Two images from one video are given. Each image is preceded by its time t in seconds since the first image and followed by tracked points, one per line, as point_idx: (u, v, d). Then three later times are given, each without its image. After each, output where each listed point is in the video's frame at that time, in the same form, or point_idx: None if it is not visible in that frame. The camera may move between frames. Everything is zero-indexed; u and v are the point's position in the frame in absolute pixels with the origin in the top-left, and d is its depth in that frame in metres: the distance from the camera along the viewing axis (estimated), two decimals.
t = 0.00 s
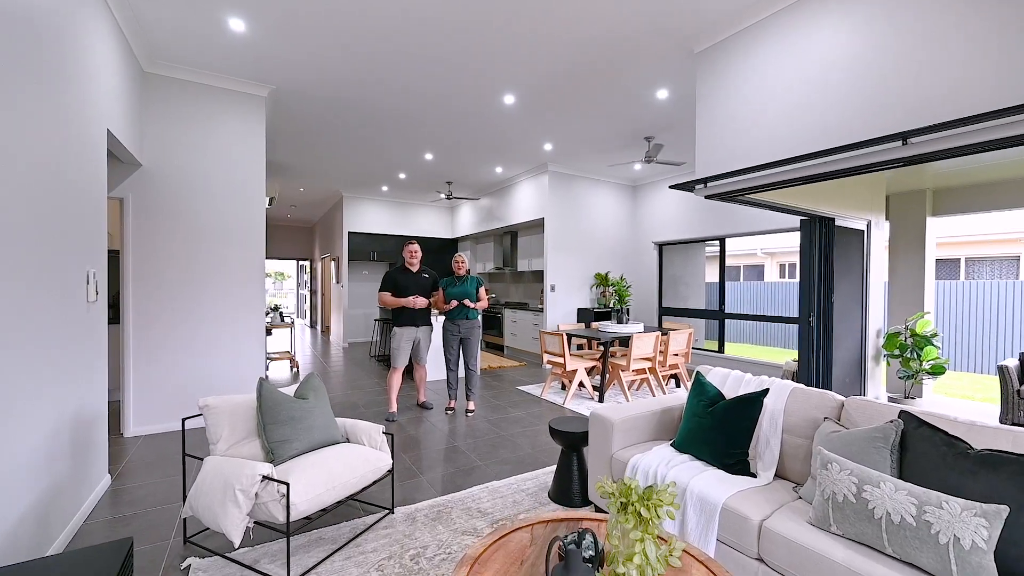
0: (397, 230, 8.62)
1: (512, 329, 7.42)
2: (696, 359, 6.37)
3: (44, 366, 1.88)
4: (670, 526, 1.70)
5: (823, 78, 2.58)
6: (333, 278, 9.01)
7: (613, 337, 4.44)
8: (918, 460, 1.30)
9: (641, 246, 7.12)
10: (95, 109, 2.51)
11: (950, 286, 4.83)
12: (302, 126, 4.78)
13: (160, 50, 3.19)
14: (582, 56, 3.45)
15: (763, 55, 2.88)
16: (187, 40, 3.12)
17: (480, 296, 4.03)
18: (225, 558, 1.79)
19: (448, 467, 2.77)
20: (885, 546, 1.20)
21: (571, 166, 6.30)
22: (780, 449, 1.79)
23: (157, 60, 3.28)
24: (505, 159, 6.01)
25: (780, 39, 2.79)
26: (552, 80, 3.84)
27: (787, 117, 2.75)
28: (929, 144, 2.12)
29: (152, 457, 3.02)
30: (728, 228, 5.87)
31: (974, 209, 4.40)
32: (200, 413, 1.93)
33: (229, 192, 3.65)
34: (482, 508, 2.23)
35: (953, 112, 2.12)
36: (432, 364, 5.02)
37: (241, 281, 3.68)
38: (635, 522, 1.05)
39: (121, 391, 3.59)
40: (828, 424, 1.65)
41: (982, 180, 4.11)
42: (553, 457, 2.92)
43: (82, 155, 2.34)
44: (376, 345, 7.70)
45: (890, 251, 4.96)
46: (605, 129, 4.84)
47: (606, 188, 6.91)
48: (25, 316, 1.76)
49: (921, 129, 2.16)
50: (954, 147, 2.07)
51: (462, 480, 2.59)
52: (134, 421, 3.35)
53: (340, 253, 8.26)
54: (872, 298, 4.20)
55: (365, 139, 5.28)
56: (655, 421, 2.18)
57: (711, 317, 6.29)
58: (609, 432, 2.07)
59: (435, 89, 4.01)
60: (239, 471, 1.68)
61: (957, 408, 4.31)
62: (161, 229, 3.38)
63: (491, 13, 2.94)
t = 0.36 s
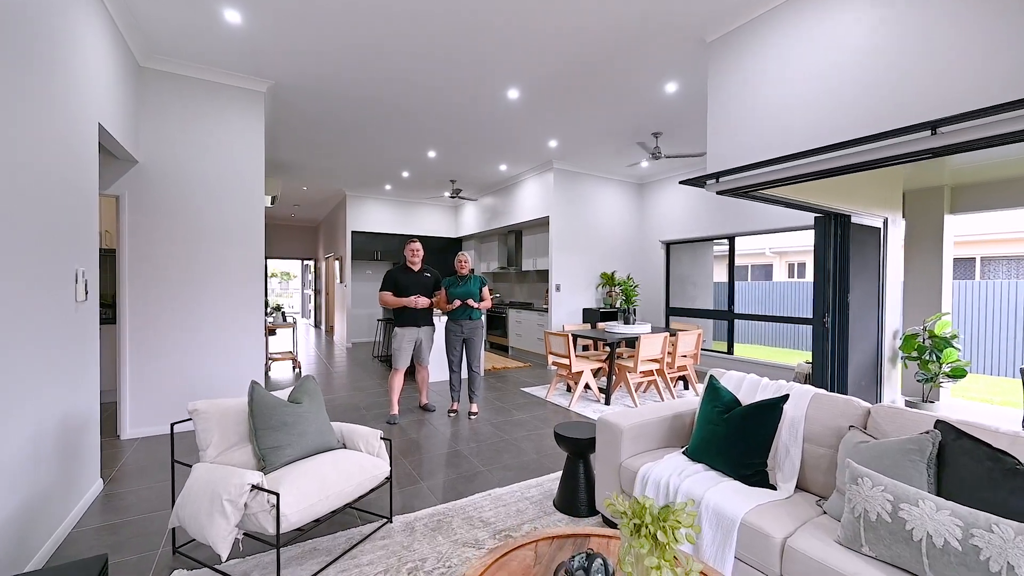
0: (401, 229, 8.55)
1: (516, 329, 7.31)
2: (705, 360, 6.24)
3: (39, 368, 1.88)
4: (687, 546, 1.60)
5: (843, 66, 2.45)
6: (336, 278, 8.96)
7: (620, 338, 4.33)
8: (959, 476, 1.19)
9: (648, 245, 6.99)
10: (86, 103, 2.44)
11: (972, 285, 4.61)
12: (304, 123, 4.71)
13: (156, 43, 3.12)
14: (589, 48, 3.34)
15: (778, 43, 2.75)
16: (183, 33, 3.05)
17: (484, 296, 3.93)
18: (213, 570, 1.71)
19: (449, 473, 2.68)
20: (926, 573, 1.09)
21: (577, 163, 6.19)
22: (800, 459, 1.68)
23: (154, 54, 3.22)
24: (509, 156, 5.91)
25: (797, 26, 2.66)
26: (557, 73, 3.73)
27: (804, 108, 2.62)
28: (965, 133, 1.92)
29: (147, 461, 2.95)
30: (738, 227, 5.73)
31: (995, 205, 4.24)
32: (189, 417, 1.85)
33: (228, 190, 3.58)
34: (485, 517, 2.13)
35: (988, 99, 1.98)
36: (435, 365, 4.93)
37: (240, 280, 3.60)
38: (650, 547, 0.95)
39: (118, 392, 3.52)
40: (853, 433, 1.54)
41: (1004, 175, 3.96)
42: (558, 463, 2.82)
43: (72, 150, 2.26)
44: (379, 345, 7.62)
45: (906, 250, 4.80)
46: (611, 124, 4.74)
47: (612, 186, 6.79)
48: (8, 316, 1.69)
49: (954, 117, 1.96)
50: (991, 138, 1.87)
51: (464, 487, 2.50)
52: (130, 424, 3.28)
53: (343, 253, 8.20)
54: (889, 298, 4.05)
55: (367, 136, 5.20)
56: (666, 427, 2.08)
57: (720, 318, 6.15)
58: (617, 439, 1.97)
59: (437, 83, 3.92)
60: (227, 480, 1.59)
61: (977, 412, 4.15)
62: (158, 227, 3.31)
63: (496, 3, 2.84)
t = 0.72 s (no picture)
0: (404, 228, 8.47)
1: (522, 330, 7.19)
2: (715, 362, 6.08)
3: (41, 367, 1.95)
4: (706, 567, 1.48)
5: (866, 52, 2.30)
6: (340, 277, 8.88)
7: (628, 339, 4.21)
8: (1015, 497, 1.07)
9: (656, 244, 6.86)
10: (76, 94, 2.35)
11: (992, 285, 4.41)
12: (304, 119, 4.63)
13: (151, 35, 3.03)
14: (596, 39, 3.22)
15: (796, 30, 2.62)
16: (178, 25, 2.96)
17: (488, 297, 3.83)
18: None
19: (451, 480, 2.57)
20: None
21: (583, 160, 6.07)
22: (828, 472, 1.56)
23: (150, 47, 3.14)
24: (514, 153, 5.80)
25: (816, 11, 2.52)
26: (563, 65, 3.61)
27: (824, 97, 2.47)
28: (1006, 120, 1.78)
29: (142, 465, 2.86)
30: (749, 226, 5.59)
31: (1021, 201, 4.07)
32: (177, 423, 1.76)
33: (227, 187, 3.49)
34: (488, 529, 2.02)
35: None
36: (438, 366, 4.84)
37: (239, 280, 3.51)
38: None
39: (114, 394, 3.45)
40: (887, 445, 1.42)
41: None
42: (565, 470, 2.70)
43: (61, 143, 2.18)
44: (383, 346, 7.54)
45: (926, 248, 4.63)
46: (618, 118, 4.62)
47: (619, 184, 6.66)
48: None
49: (994, 104, 1.83)
50: None
51: (466, 496, 2.39)
52: (127, 427, 3.20)
53: (347, 252, 8.13)
54: (910, 298, 3.90)
55: (369, 133, 5.11)
56: (680, 435, 1.96)
57: (730, 318, 6.00)
58: (628, 448, 1.86)
59: (439, 76, 3.81)
60: (214, 491, 1.50)
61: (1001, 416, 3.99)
62: (154, 224, 3.23)
63: None
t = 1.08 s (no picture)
0: (408, 228, 8.39)
1: (527, 330, 7.08)
2: (725, 364, 5.94)
3: (41, 367, 1.99)
4: None
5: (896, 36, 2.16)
6: (344, 277, 8.82)
7: (637, 340, 4.09)
8: None
9: (664, 243, 6.72)
10: (66, 87, 2.26)
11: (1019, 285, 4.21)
12: (306, 115, 4.55)
13: (147, 28, 2.95)
14: (605, 29, 3.10)
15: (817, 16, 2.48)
16: (173, 17, 2.87)
17: (493, 297, 3.72)
18: None
19: (454, 488, 2.47)
20: None
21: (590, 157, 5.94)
22: (861, 487, 1.44)
23: (147, 41, 3.07)
24: (520, 150, 5.68)
25: None
26: (570, 58, 3.49)
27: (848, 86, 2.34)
28: None
29: (137, 469, 2.79)
30: (761, 224, 5.45)
31: None
32: (164, 431, 1.67)
33: (224, 184, 3.40)
34: (493, 543, 1.92)
35: None
36: (442, 367, 4.74)
37: (238, 279, 3.43)
38: None
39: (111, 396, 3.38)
40: (928, 459, 1.30)
41: None
42: (573, 478, 2.59)
43: (48, 137, 2.09)
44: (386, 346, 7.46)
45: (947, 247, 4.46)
46: (627, 114, 4.49)
47: (627, 182, 6.53)
48: None
49: None
50: None
51: (470, 505, 2.29)
52: (123, 430, 3.13)
53: (350, 252, 8.06)
54: (932, 298, 3.74)
55: (372, 130, 5.02)
56: (697, 444, 1.84)
57: (741, 319, 5.84)
58: (642, 459, 1.74)
59: (443, 71, 3.70)
60: (198, 506, 1.40)
61: None
62: (151, 223, 3.15)
63: None
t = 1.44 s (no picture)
0: (412, 227, 8.31)
1: (532, 331, 6.97)
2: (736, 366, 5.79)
3: (43, 365, 2.02)
4: None
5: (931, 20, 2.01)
6: (348, 277, 8.76)
7: (645, 342, 3.96)
8: None
9: (672, 242, 6.59)
10: (55, 79, 2.18)
11: None
12: (307, 112, 4.47)
13: (141, 21, 2.86)
14: (615, 20, 2.98)
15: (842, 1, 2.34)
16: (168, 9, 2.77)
17: (498, 298, 3.61)
18: None
19: (457, 497, 2.37)
20: None
21: (597, 154, 5.82)
22: (898, 505, 1.32)
23: (142, 35, 2.98)
24: (525, 147, 5.57)
25: None
26: (578, 50, 3.37)
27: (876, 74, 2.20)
28: None
29: (130, 474, 2.71)
30: (774, 222, 5.30)
31: None
32: (150, 439, 1.58)
33: (222, 182, 3.31)
34: (497, 558, 1.81)
35: None
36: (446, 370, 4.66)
37: (237, 279, 3.35)
38: None
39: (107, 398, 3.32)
40: (973, 476, 1.18)
41: None
42: (581, 487, 2.48)
43: (34, 130, 2.00)
44: (390, 347, 7.38)
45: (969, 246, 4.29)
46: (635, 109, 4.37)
47: (634, 180, 6.40)
48: None
49: None
50: None
51: (473, 515, 2.19)
52: (120, 435, 3.06)
53: (354, 252, 8.00)
54: (955, 299, 3.58)
55: (375, 127, 4.94)
56: (714, 455, 1.73)
57: (752, 320, 5.70)
58: (656, 471, 1.63)
59: (446, 65, 3.60)
60: (183, 522, 1.30)
61: None
62: (146, 221, 3.07)
63: None
